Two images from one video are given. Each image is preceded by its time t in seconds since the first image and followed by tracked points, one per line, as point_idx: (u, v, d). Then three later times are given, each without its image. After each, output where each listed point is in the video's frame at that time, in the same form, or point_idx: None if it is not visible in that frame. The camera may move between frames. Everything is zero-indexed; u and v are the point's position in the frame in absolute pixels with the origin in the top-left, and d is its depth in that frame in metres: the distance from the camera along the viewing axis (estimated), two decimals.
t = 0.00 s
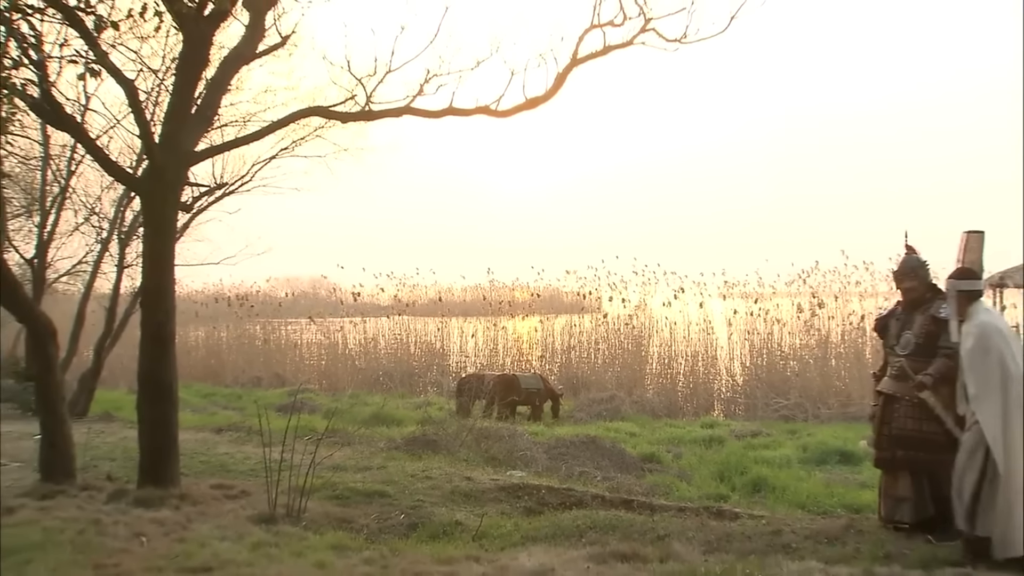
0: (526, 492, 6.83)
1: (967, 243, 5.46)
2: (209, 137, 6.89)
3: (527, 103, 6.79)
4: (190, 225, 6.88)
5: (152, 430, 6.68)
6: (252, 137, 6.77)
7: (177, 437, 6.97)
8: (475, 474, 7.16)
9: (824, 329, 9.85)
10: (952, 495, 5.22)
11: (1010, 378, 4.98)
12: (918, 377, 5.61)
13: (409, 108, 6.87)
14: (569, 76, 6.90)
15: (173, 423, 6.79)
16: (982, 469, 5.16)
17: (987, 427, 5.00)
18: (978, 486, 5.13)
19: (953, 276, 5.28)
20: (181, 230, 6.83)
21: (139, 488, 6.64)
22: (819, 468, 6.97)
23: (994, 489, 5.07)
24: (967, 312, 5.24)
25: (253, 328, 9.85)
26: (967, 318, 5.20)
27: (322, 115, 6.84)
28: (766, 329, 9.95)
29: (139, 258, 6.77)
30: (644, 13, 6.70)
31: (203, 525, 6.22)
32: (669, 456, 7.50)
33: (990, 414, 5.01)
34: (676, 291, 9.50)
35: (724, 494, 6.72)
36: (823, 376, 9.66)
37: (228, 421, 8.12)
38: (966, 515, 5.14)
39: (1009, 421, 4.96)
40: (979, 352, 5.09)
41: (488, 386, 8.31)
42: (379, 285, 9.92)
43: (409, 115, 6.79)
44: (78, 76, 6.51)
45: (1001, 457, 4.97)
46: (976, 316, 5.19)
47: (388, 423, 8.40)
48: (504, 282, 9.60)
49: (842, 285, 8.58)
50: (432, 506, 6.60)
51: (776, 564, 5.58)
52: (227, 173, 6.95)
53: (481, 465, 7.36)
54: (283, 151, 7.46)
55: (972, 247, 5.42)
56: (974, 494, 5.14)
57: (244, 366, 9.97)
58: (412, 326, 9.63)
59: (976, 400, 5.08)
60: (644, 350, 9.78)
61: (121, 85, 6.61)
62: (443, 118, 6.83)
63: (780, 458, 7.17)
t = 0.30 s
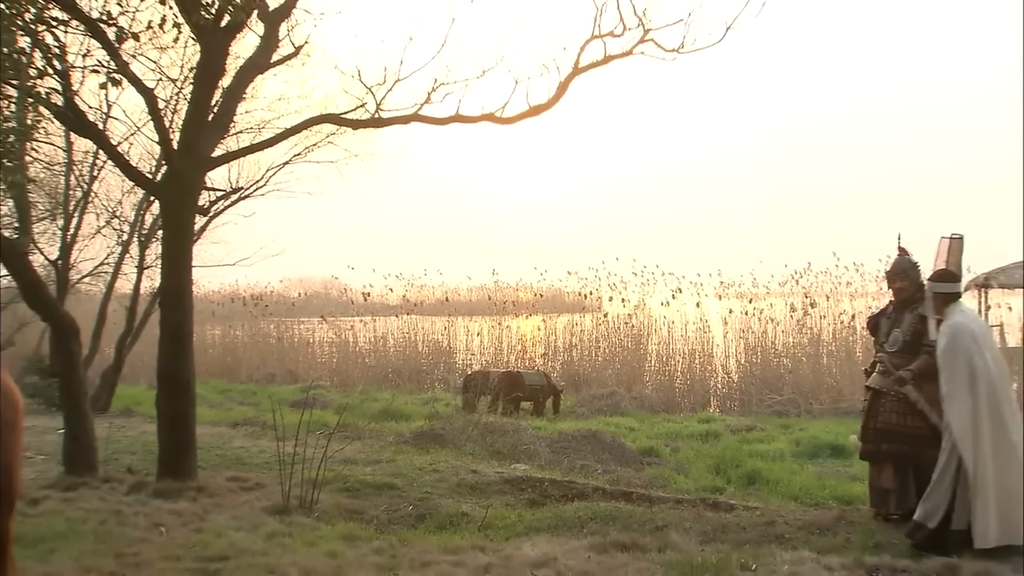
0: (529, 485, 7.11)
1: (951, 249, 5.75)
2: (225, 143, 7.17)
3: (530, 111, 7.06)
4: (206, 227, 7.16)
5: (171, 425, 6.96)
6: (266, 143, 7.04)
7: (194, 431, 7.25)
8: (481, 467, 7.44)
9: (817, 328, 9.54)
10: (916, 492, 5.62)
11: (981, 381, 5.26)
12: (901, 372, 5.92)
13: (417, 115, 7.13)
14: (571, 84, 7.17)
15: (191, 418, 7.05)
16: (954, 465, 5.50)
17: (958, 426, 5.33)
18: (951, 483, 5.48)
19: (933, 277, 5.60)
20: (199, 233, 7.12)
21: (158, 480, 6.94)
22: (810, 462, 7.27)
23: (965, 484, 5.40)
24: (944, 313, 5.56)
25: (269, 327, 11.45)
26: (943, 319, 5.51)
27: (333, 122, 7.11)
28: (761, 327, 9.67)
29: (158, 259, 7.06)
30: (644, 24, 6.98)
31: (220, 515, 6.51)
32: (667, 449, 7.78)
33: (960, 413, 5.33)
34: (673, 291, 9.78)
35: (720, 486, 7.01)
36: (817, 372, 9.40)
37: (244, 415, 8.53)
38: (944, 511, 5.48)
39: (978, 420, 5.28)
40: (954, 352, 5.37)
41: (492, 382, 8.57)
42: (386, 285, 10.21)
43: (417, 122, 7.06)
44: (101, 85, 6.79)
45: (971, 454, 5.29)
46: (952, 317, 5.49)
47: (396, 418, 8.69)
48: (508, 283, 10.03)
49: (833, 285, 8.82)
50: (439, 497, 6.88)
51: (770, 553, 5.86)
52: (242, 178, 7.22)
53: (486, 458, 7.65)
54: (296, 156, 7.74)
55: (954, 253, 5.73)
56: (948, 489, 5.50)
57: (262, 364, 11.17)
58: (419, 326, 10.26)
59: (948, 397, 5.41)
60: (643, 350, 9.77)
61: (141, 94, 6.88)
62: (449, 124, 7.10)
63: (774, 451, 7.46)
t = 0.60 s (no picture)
0: (531, 478, 7.37)
1: (921, 252, 6.14)
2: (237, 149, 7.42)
3: (531, 117, 7.31)
4: (218, 230, 7.43)
5: (184, 419, 7.24)
6: (276, 148, 7.29)
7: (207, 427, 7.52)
8: (484, 462, 7.72)
9: (808, 327, 9.66)
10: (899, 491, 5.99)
11: (944, 381, 5.68)
12: (886, 369, 6.20)
13: (422, 121, 7.39)
14: (572, 92, 7.43)
15: (203, 414, 7.31)
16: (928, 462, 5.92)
17: (925, 424, 5.77)
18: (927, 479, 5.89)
19: (906, 282, 5.99)
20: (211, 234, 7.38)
21: (172, 474, 7.20)
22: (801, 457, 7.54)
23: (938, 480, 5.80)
24: (917, 315, 5.94)
25: (278, 326, 11.04)
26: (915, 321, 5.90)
27: (341, 128, 7.36)
28: (754, 326, 9.86)
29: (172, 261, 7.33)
30: (641, 33, 7.21)
31: (232, 508, 6.76)
32: (663, 444, 8.03)
33: (927, 411, 5.78)
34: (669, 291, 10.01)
35: (714, 480, 7.27)
36: (808, 369, 9.72)
37: (254, 411, 8.82)
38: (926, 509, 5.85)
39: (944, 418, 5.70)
40: (920, 353, 5.79)
41: (494, 380, 8.69)
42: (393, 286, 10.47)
43: (421, 128, 7.31)
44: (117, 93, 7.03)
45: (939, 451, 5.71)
46: (923, 320, 5.87)
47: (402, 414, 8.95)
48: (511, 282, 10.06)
49: (823, 285, 9.05)
50: (443, 491, 7.14)
51: (763, 545, 6.10)
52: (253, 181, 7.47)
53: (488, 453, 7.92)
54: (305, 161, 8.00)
55: (927, 256, 6.09)
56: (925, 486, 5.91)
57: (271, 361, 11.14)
58: (425, 325, 10.52)
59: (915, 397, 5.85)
60: (640, 349, 10.00)
61: (155, 101, 7.13)
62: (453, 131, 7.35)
63: (767, 445, 7.71)
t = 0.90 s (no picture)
0: (534, 472, 7.67)
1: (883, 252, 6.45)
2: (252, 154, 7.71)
3: (535, 124, 7.60)
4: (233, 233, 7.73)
5: (201, 416, 7.52)
6: (290, 154, 7.59)
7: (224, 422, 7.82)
8: (490, 456, 8.03)
9: (800, 325, 9.85)
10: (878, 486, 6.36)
11: (913, 382, 6.04)
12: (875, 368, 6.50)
13: (430, 128, 7.68)
14: (573, 99, 7.72)
15: (220, 410, 7.62)
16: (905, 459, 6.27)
17: (898, 424, 6.12)
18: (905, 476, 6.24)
19: (871, 285, 6.33)
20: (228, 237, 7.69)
21: (190, 468, 7.51)
22: (794, 450, 7.85)
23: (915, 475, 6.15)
24: (884, 317, 6.29)
25: (291, 324, 11.24)
26: (883, 323, 6.25)
27: (352, 135, 7.65)
28: (748, 325, 10.11)
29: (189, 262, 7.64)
30: (640, 44, 7.49)
31: (246, 500, 7.06)
32: (661, 439, 8.34)
33: (899, 410, 6.14)
34: (668, 290, 10.22)
35: (710, 473, 7.58)
36: (801, 368, 9.94)
37: (268, 406, 9.18)
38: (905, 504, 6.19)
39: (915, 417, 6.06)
40: (889, 355, 6.16)
41: (498, 377, 8.99)
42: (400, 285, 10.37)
43: (429, 135, 7.60)
44: (137, 102, 7.32)
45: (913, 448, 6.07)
46: (891, 322, 6.22)
47: (409, 410, 9.26)
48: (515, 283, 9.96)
49: (815, 287, 9.32)
50: (450, 483, 7.44)
51: (757, 535, 6.38)
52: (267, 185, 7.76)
53: (493, 447, 8.23)
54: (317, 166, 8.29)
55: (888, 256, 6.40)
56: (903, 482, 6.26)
57: (283, 359, 11.63)
58: (432, 324, 10.70)
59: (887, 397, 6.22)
60: (640, 348, 10.25)
61: (174, 109, 7.43)
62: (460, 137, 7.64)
63: (761, 439, 8.03)
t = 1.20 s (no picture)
0: (540, 466, 7.93)
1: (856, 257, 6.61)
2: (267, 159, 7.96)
3: (541, 130, 7.85)
4: (249, 234, 7.99)
5: (219, 412, 7.81)
6: (305, 159, 7.85)
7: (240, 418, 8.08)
8: (497, 451, 8.29)
9: (798, 324, 9.93)
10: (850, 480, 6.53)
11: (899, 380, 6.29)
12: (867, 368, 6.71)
13: (439, 134, 7.93)
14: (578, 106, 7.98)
15: (236, 406, 7.88)
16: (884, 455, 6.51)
17: (884, 421, 6.35)
18: (885, 470, 6.48)
19: (848, 288, 6.56)
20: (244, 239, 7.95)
21: (208, 462, 7.78)
22: (792, 445, 8.11)
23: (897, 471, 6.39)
24: (864, 318, 6.51)
25: (305, 324, 11.77)
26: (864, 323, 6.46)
27: (364, 141, 7.90)
28: (747, 324, 10.08)
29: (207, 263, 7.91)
30: (643, 52, 7.74)
31: (262, 493, 7.33)
32: (663, 434, 8.60)
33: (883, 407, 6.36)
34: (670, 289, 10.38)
35: (710, 468, 7.84)
36: (799, 366, 10.13)
37: (283, 402, 9.48)
38: (887, 499, 6.41)
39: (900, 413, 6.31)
40: (872, 354, 6.38)
41: (505, 374, 9.16)
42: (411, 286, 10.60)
43: (439, 140, 7.85)
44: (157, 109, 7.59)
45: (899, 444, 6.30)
46: (870, 321, 6.46)
47: (419, 406, 9.54)
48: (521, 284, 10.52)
49: (812, 287, 9.58)
50: (459, 477, 7.70)
51: (756, 528, 6.62)
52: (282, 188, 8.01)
53: (500, 442, 8.50)
54: (330, 170, 8.55)
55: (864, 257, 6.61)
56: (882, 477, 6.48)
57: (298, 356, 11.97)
58: (441, 324, 10.94)
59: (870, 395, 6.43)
60: (642, 346, 10.58)
61: (192, 116, 7.69)
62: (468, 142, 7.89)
63: (760, 435, 8.29)
